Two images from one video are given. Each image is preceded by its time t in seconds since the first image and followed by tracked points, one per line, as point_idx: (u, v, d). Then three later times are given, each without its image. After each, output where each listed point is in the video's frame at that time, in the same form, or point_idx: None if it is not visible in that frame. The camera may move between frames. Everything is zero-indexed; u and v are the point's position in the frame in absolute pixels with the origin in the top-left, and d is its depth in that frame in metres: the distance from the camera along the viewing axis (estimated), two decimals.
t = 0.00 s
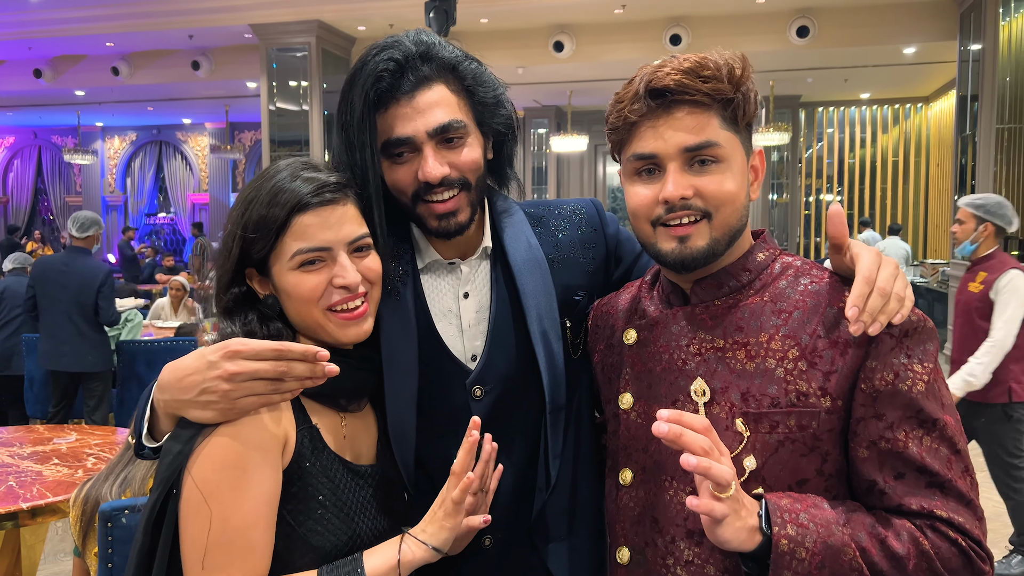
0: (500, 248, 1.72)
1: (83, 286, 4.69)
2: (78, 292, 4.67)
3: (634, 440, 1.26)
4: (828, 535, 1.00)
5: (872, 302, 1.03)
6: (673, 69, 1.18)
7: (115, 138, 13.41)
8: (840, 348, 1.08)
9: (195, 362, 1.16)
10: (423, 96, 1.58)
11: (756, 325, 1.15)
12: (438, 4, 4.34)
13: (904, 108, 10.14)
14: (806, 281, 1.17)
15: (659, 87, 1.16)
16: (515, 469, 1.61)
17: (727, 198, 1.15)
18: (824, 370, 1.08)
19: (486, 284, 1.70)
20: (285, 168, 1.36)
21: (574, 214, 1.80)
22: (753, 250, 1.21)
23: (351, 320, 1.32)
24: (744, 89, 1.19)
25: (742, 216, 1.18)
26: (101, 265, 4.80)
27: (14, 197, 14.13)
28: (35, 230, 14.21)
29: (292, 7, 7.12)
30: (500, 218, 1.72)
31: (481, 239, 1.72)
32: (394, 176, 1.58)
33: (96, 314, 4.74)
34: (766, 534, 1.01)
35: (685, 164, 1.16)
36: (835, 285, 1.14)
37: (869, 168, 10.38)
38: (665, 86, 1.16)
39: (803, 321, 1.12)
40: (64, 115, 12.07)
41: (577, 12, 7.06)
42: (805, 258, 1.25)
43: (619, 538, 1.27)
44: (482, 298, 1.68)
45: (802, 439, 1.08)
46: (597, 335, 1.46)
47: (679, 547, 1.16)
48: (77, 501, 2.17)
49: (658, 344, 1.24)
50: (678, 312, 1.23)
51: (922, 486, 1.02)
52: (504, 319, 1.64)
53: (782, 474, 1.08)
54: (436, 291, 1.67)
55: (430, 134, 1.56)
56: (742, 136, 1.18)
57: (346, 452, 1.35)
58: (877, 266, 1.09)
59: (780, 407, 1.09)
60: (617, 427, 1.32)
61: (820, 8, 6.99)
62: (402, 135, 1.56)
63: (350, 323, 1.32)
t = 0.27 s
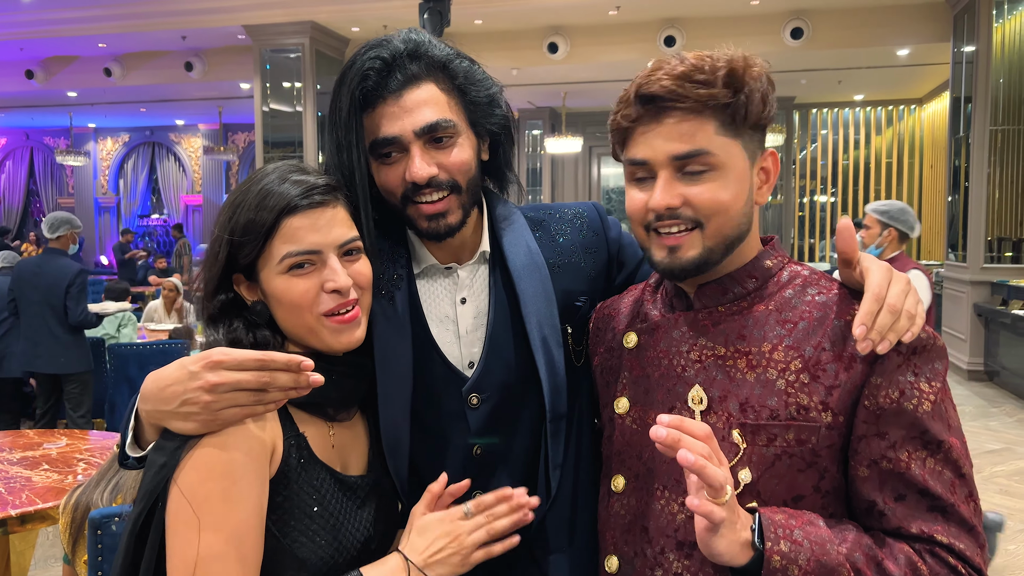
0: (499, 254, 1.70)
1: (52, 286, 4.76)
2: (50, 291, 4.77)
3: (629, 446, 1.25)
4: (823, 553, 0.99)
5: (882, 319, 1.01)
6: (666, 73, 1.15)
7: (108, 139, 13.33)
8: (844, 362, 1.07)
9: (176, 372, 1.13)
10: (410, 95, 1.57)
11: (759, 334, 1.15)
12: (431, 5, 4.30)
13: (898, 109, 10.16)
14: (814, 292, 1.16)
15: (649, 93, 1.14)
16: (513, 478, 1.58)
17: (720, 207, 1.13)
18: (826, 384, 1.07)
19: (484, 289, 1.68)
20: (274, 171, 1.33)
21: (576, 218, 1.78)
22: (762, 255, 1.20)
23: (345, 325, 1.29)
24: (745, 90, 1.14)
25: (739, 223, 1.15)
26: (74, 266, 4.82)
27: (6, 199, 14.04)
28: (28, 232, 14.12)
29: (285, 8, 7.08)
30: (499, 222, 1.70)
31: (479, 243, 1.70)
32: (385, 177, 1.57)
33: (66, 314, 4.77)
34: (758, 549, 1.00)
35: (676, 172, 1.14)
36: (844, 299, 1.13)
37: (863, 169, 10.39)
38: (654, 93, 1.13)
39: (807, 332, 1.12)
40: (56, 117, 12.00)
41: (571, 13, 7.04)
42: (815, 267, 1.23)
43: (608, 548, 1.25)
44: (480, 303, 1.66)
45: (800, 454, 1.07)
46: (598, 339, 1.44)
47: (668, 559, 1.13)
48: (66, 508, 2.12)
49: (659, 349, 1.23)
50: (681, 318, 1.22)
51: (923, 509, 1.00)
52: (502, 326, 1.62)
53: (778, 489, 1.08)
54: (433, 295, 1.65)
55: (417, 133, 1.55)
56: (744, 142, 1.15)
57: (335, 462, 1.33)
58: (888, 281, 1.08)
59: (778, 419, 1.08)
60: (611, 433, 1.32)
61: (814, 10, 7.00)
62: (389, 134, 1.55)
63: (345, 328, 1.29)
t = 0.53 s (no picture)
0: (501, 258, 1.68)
1: (26, 286, 4.84)
2: (25, 291, 4.85)
3: (627, 450, 1.26)
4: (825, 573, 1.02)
5: (895, 340, 1.01)
6: (620, 92, 1.20)
7: (102, 141, 13.26)
8: (853, 378, 1.09)
9: (164, 384, 1.10)
10: (400, 83, 1.58)
11: (766, 344, 1.17)
12: (427, 5, 4.27)
13: (893, 111, 10.18)
14: (826, 303, 1.18)
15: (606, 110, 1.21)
16: (512, 485, 1.56)
17: (677, 221, 1.16)
18: (832, 402, 1.10)
19: (486, 292, 1.66)
20: (273, 172, 1.31)
21: (580, 219, 1.77)
22: (773, 263, 1.23)
23: (344, 328, 1.27)
24: (701, 98, 1.15)
25: (708, 233, 1.17)
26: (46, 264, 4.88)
27: None
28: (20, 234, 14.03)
29: (280, 9, 7.05)
30: (503, 226, 1.68)
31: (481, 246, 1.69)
32: (374, 166, 1.57)
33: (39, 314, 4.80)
34: (762, 568, 0.99)
35: (638, 187, 1.19)
36: (857, 314, 1.14)
37: (858, 171, 10.40)
38: (608, 112, 1.20)
39: (817, 346, 1.14)
40: (50, 118, 11.93)
41: (567, 14, 7.02)
42: (827, 277, 1.25)
43: (602, 555, 1.27)
44: (481, 307, 1.64)
45: (802, 471, 1.10)
46: (603, 339, 1.49)
47: (660, 568, 1.15)
48: (58, 514, 2.05)
49: (663, 354, 1.25)
50: (689, 324, 1.24)
51: (928, 536, 1.03)
52: (504, 330, 1.61)
53: (777, 505, 1.11)
54: (435, 300, 1.63)
55: (405, 120, 1.55)
56: (705, 151, 1.15)
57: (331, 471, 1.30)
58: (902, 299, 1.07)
59: (782, 433, 1.11)
60: (610, 437, 1.33)
61: (810, 12, 7.00)
62: (378, 120, 1.56)
63: (344, 331, 1.27)
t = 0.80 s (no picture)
0: (502, 262, 1.66)
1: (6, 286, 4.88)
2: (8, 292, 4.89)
3: (628, 460, 1.23)
4: None
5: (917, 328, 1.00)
6: (616, 94, 1.19)
7: (98, 142, 13.20)
8: (858, 385, 1.08)
9: (139, 393, 1.10)
10: (404, 83, 1.55)
11: (769, 351, 1.15)
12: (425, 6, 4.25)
13: (890, 112, 10.19)
14: (830, 308, 1.17)
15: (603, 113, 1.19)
16: (515, 493, 1.54)
17: (677, 222, 1.14)
18: (837, 410, 1.08)
19: (485, 296, 1.64)
20: (268, 170, 1.29)
21: (583, 222, 1.76)
22: (775, 267, 1.22)
23: (341, 329, 1.24)
24: (699, 97, 1.13)
25: (709, 235, 1.15)
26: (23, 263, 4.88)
27: None
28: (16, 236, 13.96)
29: (277, 10, 7.03)
30: (502, 229, 1.67)
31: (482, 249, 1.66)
32: (377, 169, 1.54)
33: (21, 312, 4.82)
34: None
35: (636, 189, 1.17)
36: (862, 317, 1.13)
37: (855, 172, 10.41)
38: (605, 114, 1.19)
39: (820, 352, 1.12)
40: (45, 120, 11.89)
41: (564, 16, 7.01)
42: (832, 280, 1.24)
43: (603, 565, 1.24)
44: (481, 311, 1.62)
45: (805, 481, 1.08)
46: (604, 343, 1.47)
47: None
48: (50, 520, 2.00)
49: (663, 360, 1.23)
50: (692, 329, 1.22)
51: (937, 547, 1.00)
52: (505, 335, 1.58)
53: (780, 518, 1.09)
54: (432, 304, 1.61)
55: (410, 121, 1.52)
56: (705, 149, 1.13)
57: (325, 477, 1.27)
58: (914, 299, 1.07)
59: (784, 443, 1.09)
60: (611, 446, 1.31)
61: (807, 13, 7.00)
62: (382, 121, 1.53)
63: (341, 333, 1.24)
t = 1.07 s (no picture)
0: (503, 265, 1.65)
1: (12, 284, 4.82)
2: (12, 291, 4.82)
3: (637, 468, 1.23)
4: None
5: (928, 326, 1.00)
6: (625, 89, 1.18)
7: (96, 144, 13.17)
8: (869, 390, 1.07)
9: (132, 396, 1.08)
10: (404, 90, 1.53)
11: (779, 355, 1.14)
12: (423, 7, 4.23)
13: (888, 112, 10.18)
14: (839, 310, 1.15)
15: (610, 108, 1.18)
16: (516, 498, 1.52)
17: (685, 220, 1.12)
18: (849, 415, 1.07)
19: (486, 299, 1.62)
20: (264, 168, 1.29)
21: (584, 225, 1.74)
22: (783, 269, 1.20)
23: (340, 327, 1.24)
24: (710, 93, 1.12)
25: (716, 235, 1.13)
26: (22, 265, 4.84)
27: None
28: (14, 238, 13.93)
29: (275, 11, 7.01)
30: (503, 231, 1.65)
31: (483, 251, 1.65)
32: (377, 176, 1.53)
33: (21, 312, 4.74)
34: None
35: (643, 186, 1.16)
36: (872, 319, 1.12)
37: (854, 173, 10.40)
38: (613, 110, 1.17)
39: (831, 356, 1.11)
40: (43, 121, 11.87)
41: (562, 17, 7.00)
42: (840, 282, 1.22)
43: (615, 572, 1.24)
44: (482, 315, 1.60)
45: (818, 487, 1.07)
46: (608, 349, 1.46)
47: None
48: (47, 525, 1.97)
49: (670, 366, 1.22)
50: (699, 334, 1.21)
51: (952, 552, 1.00)
52: (505, 339, 1.57)
53: (793, 524, 1.08)
54: (433, 307, 1.60)
55: (410, 129, 1.51)
56: (714, 146, 1.12)
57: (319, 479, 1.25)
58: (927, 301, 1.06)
59: (797, 449, 1.08)
60: (619, 453, 1.30)
61: (806, 14, 6.99)
62: (383, 129, 1.51)
63: (340, 330, 1.24)
